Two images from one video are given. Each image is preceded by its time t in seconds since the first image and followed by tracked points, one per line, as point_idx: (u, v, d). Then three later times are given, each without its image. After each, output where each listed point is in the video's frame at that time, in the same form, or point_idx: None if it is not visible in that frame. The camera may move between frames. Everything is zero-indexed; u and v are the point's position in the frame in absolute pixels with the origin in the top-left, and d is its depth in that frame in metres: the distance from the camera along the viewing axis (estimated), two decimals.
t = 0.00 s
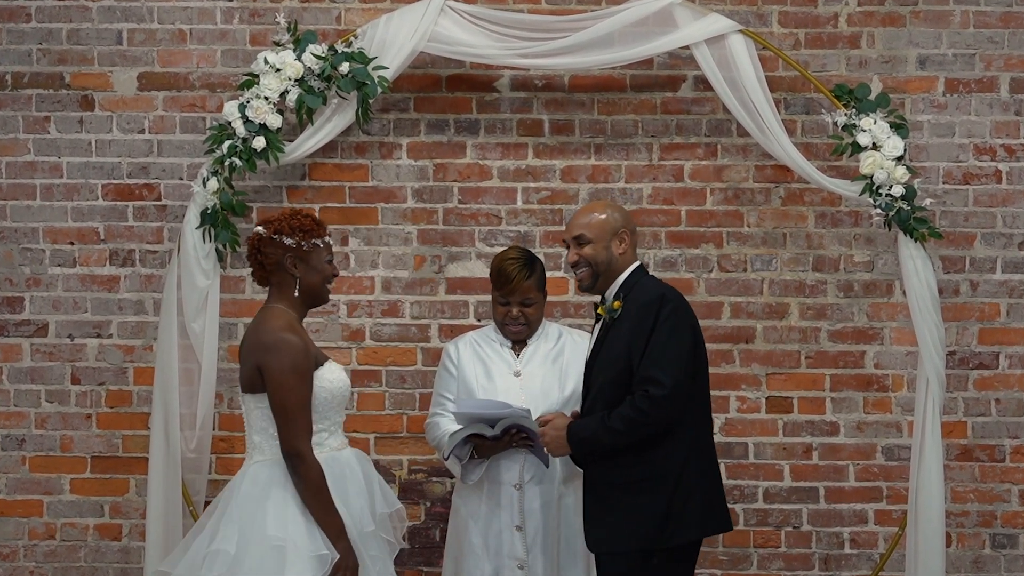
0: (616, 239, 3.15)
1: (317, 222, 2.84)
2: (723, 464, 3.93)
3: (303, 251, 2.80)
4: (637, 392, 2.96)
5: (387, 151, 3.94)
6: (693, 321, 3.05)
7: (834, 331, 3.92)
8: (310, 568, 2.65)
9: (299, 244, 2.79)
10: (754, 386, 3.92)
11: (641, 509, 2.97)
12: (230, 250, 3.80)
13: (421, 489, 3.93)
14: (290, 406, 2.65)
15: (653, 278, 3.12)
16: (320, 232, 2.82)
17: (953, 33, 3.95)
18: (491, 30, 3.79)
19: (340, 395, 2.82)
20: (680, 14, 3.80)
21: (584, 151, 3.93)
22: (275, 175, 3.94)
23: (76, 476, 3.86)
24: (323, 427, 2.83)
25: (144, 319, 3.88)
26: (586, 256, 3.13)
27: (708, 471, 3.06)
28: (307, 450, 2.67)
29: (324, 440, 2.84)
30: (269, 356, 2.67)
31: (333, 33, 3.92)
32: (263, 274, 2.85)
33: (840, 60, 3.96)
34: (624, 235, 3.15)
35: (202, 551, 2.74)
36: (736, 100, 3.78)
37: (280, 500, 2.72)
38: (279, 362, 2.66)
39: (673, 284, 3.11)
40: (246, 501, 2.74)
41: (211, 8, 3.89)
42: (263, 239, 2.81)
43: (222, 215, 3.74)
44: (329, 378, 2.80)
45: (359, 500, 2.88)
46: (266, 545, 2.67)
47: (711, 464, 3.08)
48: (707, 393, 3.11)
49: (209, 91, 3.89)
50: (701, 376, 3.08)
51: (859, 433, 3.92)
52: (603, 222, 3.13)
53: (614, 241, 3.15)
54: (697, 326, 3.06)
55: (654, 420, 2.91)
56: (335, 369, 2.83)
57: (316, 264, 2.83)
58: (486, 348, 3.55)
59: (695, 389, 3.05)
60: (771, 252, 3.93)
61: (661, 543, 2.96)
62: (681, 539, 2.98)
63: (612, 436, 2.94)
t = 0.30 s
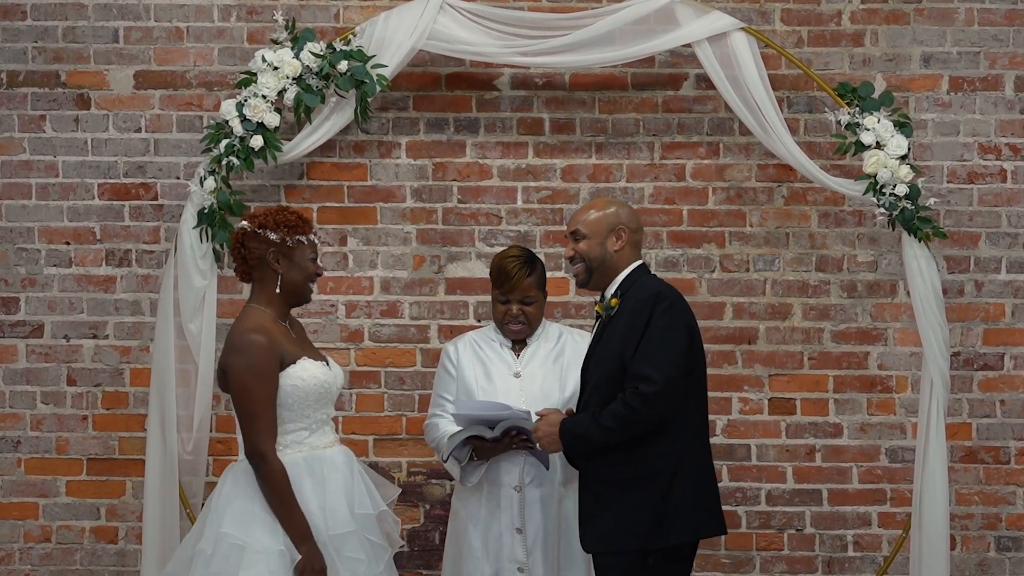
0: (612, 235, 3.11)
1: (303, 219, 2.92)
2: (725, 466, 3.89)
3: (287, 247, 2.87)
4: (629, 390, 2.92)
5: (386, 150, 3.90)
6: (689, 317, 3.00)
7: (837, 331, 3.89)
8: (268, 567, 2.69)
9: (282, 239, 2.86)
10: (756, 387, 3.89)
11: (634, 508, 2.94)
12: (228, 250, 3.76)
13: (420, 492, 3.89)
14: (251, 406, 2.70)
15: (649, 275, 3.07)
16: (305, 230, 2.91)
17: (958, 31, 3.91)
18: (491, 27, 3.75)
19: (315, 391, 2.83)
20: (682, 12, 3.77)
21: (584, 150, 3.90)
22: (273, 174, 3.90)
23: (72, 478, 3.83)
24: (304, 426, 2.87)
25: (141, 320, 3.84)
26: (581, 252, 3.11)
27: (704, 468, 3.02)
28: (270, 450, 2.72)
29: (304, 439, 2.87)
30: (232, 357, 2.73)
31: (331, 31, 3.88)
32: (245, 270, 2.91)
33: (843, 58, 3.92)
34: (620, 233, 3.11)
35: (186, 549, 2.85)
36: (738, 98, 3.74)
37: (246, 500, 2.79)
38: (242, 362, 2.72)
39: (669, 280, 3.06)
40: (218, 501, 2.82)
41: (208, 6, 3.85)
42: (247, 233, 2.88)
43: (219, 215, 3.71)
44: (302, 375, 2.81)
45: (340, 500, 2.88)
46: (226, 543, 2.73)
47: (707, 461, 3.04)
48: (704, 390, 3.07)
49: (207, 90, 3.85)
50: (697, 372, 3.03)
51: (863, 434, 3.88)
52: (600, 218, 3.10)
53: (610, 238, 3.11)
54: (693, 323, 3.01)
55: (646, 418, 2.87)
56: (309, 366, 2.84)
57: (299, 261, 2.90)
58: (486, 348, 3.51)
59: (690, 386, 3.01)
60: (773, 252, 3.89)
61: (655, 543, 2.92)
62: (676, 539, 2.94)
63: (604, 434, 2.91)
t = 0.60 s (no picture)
0: (599, 236, 3.02)
1: (298, 217, 2.88)
2: (728, 468, 3.85)
3: (281, 245, 2.84)
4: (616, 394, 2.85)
5: (385, 149, 3.87)
6: (684, 322, 2.91)
7: (841, 332, 3.85)
8: (240, 565, 2.68)
9: (277, 237, 2.83)
10: (759, 388, 3.85)
11: (617, 515, 2.87)
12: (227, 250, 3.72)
13: (419, 494, 3.85)
14: (242, 404, 2.69)
15: (650, 276, 2.98)
16: (300, 228, 2.87)
17: (963, 29, 3.87)
18: (491, 25, 3.71)
19: (310, 391, 2.80)
20: (684, 9, 3.73)
21: (586, 148, 3.86)
22: (271, 173, 3.86)
23: (68, 480, 3.79)
24: (300, 427, 2.84)
25: (138, 320, 3.80)
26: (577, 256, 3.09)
27: (691, 478, 2.94)
28: (259, 450, 2.70)
29: (300, 439, 2.84)
30: (227, 354, 2.72)
31: (330, 29, 3.84)
32: (239, 269, 2.88)
33: (847, 56, 3.88)
34: (603, 236, 3.01)
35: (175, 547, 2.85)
36: (741, 97, 3.70)
37: (234, 496, 2.79)
38: (234, 360, 2.71)
39: (670, 283, 2.97)
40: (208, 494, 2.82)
41: (205, 3, 3.82)
42: (241, 231, 2.85)
43: (217, 214, 3.67)
44: (296, 375, 2.78)
45: (330, 502, 2.84)
46: (204, 536, 2.73)
47: (694, 470, 2.96)
48: (697, 397, 2.98)
49: (204, 88, 3.82)
50: (690, 379, 2.95)
51: (867, 436, 3.84)
52: (593, 219, 3.04)
53: (597, 241, 3.03)
54: (688, 328, 2.92)
55: (631, 425, 2.80)
56: (304, 365, 2.80)
57: (294, 259, 2.86)
58: (486, 348, 3.48)
59: (681, 393, 2.93)
60: (777, 252, 3.85)
61: (634, 552, 2.86)
62: (657, 549, 2.86)
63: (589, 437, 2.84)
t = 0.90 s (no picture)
0: (601, 232, 2.95)
1: (303, 214, 2.86)
2: (729, 470, 3.81)
3: (287, 242, 2.82)
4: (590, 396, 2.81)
5: (384, 147, 3.83)
6: (668, 327, 2.80)
7: (844, 332, 3.81)
8: (254, 572, 2.64)
9: (282, 234, 2.81)
10: (761, 389, 3.81)
11: (587, 519, 2.83)
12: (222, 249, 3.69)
13: (418, 496, 3.82)
14: (246, 405, 2.65)
15: (641, 277, 2.88)
16: (304, 226, 2.85)
17: (967, 26, 3.83)
18: (490, 22, 3.68)
19: (311, 393, 2.76)
20: (685, 6, 3.69)
21: (586, 147, 3.82)
22: (268, 172, 3.82)
23: (64, 481, 3.75)
24: (299, 428, 2.79)
25: (133, 320, 3.77)
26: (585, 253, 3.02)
27: (672, 488, 2.83)
28: (267, 450, 2.66)
29: (300, 441, 2.80)
30: (229, 354, 2.68)
31: (327, 26, 3.81)
32: (244, 267, 2.86)
33: (850, 53, 3.85)
34: (606, 231, 2.94)
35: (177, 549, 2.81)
36: (742, 94, 3.67)
37: (240, 501, 2.74)
38: (238, 360, 2.67)
39: (661, 286, 2.86)
40: (210, 500, 2.77)
41: None
42: (246, 230, 2.83)
43: (213, 213, 3.64)
44: (298, 377, 2.74)
45: (333, 505, 2.81)
46: (211, 544, 2.68)
47: (678, 481, 2.85)
48: (685, 404, 2.87)
49: (201, 86, 3.78)
50: (675, 385, 2.83)
51: (870, 437, 3.80)
52: (598, 213, 2.97)
53: (600, 236, 2.96)
54: (674, 333, 2.81)
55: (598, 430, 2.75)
56: (306, 367, 2.77)
57: (299, 256, 2.84)
58: (485, 348, 3.44)
59: (664, 399, 2.82)
60: (779, 251, 3.82)
61: (602, 558, 2.80)
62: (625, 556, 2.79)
63: (559, 440, 2.81)
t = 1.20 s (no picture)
0: (600, 231, 2.90)
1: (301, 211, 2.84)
2: (732, 472, 3.78)
3: (291, 239, 2.78)
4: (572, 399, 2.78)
5: (383, 146, 3.79)
6: (655, 333, 2.72)
7: (847, 333, 3.77)
8: None
9: (286, 231, 2.77)
10: (764, 390, 3.77)
11: (570, 521, 2.81)
12: (219, 249, 3.66)
13: (417, 498, 3.78)
14: (262, 405, 2.60)
15: (634, 281, 2.81)
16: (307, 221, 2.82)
17: (972, 23, 3.80)
18: (491, 20, 3.64)
19: (322, 402, 2.73)
20: (688, 3, 3.65)
21: (587, 146, 3.78)
22: (266, 171, 3.79)
23: (60, 483, 3.72)
24: (305, 433, 2.75)
25: (130, 321, 3.73)
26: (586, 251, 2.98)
27: (658, 495, 2.77)
28: (277, 454, 2.62)
29: (305, 447, 2.76)
30: (246, 354, 2.62)
31: (326, 23, 3.77)
32: (251, 272, 2.80)
33: (854, 51, 3.81)
34: (605, 230, 2.89)
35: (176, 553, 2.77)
36: (745, 92, 3.63)
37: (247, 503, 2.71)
38: (255, 361, 2.61)
39: (651, 289, 2.78)
40: (217, 501, 2.73)
41: None
42: (248, 236, 2.79)
43: (210, 213, 3.60)
44: (311, 384, 2.70)
45: (338, 513, 2.78)
46: (216, 545, 2.66)
47: (664, 487, 2.78)
48: (674, 409, 2.79)
49: (198, 84, 3.74)
50: (662, 391, 2.76)
51: (874, 439, 3.76)
52: (600, 210, 2.92)
53: (600, 235, 2.90)
54: (661, 338, 2.73)
55: (577, 434, 2.71)
56: (319, 374, 2.73)
57: (305, 252, 2.81)
58: (484, 350, 3.40)
59: (651, 404, 2.76)
60: (782, 251, 3.78)
61: (582, 562, 2.78)
62: (607, 563, 2.75)
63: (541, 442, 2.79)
